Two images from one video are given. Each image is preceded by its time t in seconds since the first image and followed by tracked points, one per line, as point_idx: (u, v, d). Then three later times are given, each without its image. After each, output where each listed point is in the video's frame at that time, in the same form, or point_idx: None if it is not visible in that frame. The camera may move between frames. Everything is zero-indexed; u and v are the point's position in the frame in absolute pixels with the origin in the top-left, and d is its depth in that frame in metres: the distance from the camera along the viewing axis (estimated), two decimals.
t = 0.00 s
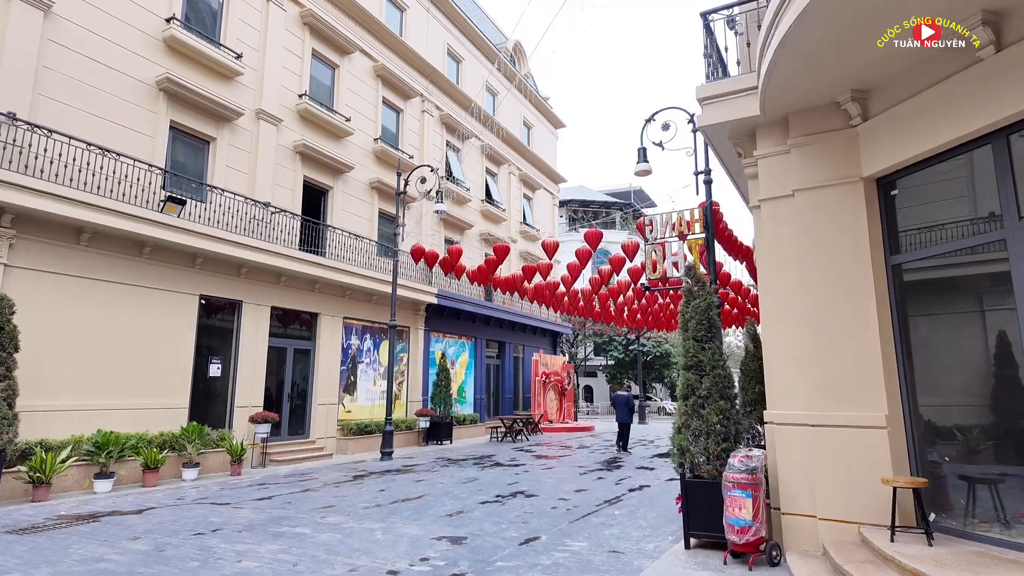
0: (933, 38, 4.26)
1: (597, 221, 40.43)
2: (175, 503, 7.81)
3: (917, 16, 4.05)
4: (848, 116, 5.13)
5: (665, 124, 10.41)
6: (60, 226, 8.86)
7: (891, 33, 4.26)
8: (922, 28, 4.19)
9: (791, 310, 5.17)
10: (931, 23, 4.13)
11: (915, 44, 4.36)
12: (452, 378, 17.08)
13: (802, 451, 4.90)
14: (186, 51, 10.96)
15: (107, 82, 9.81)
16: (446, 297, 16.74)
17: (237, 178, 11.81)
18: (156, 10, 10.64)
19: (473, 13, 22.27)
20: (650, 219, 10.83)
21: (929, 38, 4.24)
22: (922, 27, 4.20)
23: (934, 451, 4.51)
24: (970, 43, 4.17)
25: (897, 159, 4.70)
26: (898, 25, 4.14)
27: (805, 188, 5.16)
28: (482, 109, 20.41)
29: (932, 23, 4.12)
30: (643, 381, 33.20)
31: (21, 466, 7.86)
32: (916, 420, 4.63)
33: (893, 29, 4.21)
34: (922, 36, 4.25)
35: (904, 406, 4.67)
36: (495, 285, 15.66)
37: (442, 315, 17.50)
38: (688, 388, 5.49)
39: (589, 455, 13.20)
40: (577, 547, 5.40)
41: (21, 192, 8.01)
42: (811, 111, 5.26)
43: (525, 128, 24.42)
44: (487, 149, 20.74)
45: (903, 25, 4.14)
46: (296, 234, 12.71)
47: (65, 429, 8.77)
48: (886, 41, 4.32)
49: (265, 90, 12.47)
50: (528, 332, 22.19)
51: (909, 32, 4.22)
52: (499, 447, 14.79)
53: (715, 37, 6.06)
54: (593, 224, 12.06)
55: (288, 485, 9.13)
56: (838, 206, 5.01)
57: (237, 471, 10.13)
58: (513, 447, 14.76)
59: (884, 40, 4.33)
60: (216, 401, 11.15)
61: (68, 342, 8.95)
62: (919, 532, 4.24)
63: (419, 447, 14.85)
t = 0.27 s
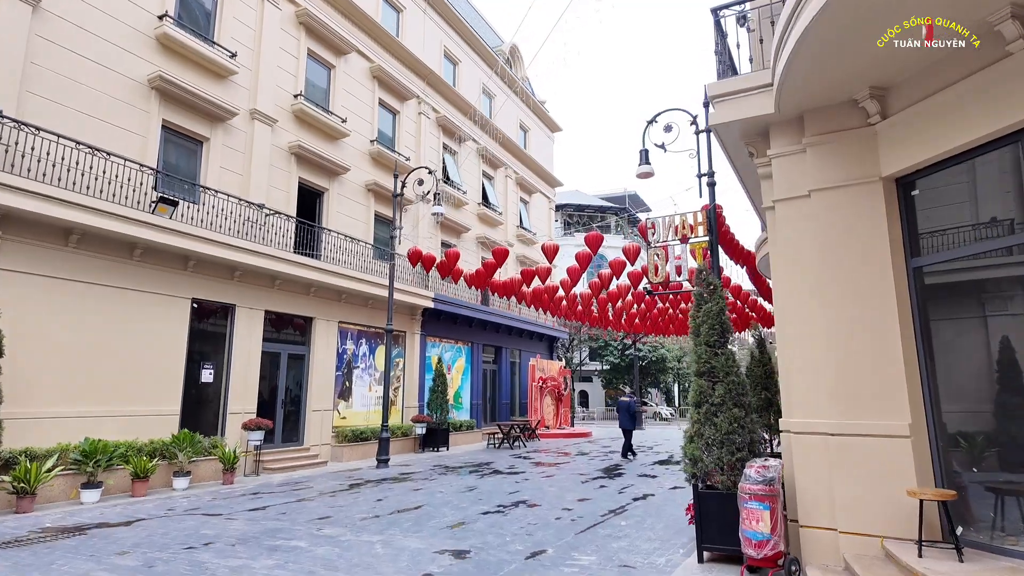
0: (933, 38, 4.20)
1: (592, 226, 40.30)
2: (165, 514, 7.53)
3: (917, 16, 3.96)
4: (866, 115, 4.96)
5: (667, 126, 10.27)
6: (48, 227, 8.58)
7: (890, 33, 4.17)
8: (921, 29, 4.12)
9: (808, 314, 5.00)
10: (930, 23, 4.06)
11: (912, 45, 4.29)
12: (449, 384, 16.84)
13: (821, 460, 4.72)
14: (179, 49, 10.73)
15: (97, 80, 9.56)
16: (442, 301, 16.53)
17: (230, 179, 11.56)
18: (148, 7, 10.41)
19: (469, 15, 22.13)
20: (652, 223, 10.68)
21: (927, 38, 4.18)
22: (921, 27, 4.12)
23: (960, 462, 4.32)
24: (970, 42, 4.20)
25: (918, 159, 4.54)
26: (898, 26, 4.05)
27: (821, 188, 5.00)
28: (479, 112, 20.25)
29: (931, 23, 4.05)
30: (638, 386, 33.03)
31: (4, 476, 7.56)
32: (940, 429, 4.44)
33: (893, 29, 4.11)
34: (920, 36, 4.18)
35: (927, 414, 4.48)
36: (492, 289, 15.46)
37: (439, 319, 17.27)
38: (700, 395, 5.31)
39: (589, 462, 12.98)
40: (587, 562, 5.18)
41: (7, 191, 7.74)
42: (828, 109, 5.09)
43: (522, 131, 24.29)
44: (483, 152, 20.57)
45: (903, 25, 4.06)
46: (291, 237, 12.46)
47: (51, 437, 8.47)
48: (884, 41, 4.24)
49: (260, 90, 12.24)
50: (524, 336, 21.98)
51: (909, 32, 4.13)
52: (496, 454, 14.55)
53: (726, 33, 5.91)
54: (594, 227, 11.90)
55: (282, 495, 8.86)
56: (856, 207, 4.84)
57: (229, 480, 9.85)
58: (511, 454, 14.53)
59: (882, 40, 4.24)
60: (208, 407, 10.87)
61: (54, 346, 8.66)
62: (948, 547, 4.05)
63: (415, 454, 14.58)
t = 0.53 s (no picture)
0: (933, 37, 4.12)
1: (590, 230, 40.15)
2: (161, 522, 7.29)
3: (917, 16, 3.89)
4: (891, 111, 4.79)
5: (673, 127, 10.11)
6: (42, 228, 8.37)
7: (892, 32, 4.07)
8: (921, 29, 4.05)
9: (831, 315, 4.84)
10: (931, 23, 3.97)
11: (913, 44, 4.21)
12: (449, 389, 16.62)
13: (847, 467, 4.55)
14: (177, 48, 10.55)
15: (93, 78, 9.38)
16: (443, 305, 16.34)
17: (229, 180, 11.37)
18: (146, 5, 10.23)
19: (469, 18, 22.01)
20: (658, 225, 10.51)
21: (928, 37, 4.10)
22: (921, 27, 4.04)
23: (992, 470, 4.14)
24: (971, 42, 4.13)
25: (946, 156, 4.37)
26: (899, 26, 3.98)
27: (844, 186, 4.84)
28: (479, 115, 20.11)
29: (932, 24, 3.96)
30: (638, 391, 32.80)
31: None
32: (972, 435, 4.26)
33: (893, 29, 4.04)
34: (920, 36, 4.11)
35: (958, 420, 4.31)
36: (494, 293, 15.28)
37: (439, 323, 17.07)
38: (719, 401, 5.12)
39: (593, 468, 12.78)
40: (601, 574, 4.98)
41: None
42: (850, 105, 4.93)
43: (522, 135, 24.15)
44: (484, 155, 20.42)
45: (903, 25, 3.99)
46: (291, 239, 12.27)
47: (44, 443, 8.23)
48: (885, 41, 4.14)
49: (259, 90, 12.06)
50: (525, 341, 21.78)
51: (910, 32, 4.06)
52: (498, 460, 14.33)
53: (741, 27, 5.76)
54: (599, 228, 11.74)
55: (281, 503, 8.63)
56: (881, 205, 4.68)
57: (226, 488, 9.60)
58: (513, 460, 14.31)
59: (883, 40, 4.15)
60: (205, 413, 10.64)
61: (47, 349, 8.43)
62: (983, 560, 3.87)
63: (415, 460, 14.35)
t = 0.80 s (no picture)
0: (933, 38, 4.09)
1: (588, 234, 40.01)
2: (156, 530, 7.06)
3: (917, 16, 3.86)
4: (915, 105, 4.66)
5: (679, 127, 9.98)
6: (35, 226, 8.16)
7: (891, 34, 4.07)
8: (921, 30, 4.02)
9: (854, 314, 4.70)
10: (931, 23, 3.95)
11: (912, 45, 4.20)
12: (448, 393, 16.41)
13: (873, 471, 4.40)
14: (175, 44, 10.37)
15: (89, 74, 9.18)
16: (443, 307, 16.16)
17: (227, 180, 11.18)
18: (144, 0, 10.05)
19: (469, 19, 21.89)
20: (663, 225, 10.36)
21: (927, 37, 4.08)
22: (920, 28, 4.02)
23: None
24: (970, 42, 4.09)
25: (974, 151, 4.24)
26: (899, 26, 3.94)
27: (866, 182, 4.71)
28: (479, 116, 19.97)
29: (932, 23, 3.94)
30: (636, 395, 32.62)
31: None
32: (1003, 439, 4.12)
33: (893, 29, 4.00)
34: (920, 36, 4.09)
35: (988, 422, 4.16)
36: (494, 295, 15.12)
37: (438, 326, 16.87)
38: (738, 404, 4.96)
39: (596, 473, 12.58)
40: None
41: None
42: (872, 100, 4.80)
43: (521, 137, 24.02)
44: (483, 157, 20.27)
45: (903, 25, 3.95)
46: (289, 239, 12.08)
47: (35, 447, 8.00)
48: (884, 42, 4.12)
49: (258, 88, 11.89)
50: (524, 344, 21.59)
51: (909, 32, 4.03)
52: (499, 465, 14.12)
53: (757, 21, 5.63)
54: (603, 229, 11.61)
55: (280, 509, 8.42)
56: (906, 201, 4.54)
57: (223, 493, 9.36)
58: (513, 465, 14.11)
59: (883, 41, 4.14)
60: (200, 417, 10.41)
61: (40, 351, 8.20)
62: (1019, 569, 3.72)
63: (414, 465, 14.13)
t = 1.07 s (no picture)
0: (933, 38, 4.05)
1: (582, 237, 39.91)
2: (144, 539, 6.80)
3: (917, 16, 3.82)
4: (933, 101, 4.54)
5: (680, 127, 9.86)
6: (19, 224, 7.88)
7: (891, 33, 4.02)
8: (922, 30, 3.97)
9: (872, 315, 4.56)
10: (931, 23, 3.90)
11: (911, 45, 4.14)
12: (443, 396, 16.18)
13: (893, 479, 4.25)
14: (166, 40, 10.13)
15: (77, 68, 8.93)
16: (437, 310, 15.96)
17: (219, 178, 10.93)
18: None
19: (464, 20, 21.73)
20: (664, 227, 10.22)
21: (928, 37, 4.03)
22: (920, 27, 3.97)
23: None
24: (970, 42, 4.05)
25: (996, 148, 4.11)
26: (899, 26, 3.89)
27: (884, 180, 4.58)
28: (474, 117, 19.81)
29: (932, 23, 3.90)
30: (629, 399, 32.48)
31: None
32: None
33: (893, 30, 3.95)
34: (920, 36, 4.04)
35: (1013, 428, 4.02)
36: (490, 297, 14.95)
37: (432, 328, 16.66)
38: (751, 408, 4.81)
39: (593, 478, 12.40)
40: None
41: None
42: (889, 96, 4.68)
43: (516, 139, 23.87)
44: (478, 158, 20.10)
45: (903, 25, 3.90)
46: (282, 239, 11.83)
47: (18, 452, 7.72)
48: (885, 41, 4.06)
49: (251, 85, 11.66)
50: (518, 347, 21.41)
51: (909, 32, 3.98)
52: (494, 469, 13.92)
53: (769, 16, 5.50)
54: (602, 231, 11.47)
55: (272, 516, 8.17)
56: (924, 200, 4.42)
57: (212, 500, 9.08)
58: (509, 469, 13.91)
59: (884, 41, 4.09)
60: (190, 421, 10.13)
61: (23, 353, 7.92)
62: None
63: (408, 470, 13.89)
